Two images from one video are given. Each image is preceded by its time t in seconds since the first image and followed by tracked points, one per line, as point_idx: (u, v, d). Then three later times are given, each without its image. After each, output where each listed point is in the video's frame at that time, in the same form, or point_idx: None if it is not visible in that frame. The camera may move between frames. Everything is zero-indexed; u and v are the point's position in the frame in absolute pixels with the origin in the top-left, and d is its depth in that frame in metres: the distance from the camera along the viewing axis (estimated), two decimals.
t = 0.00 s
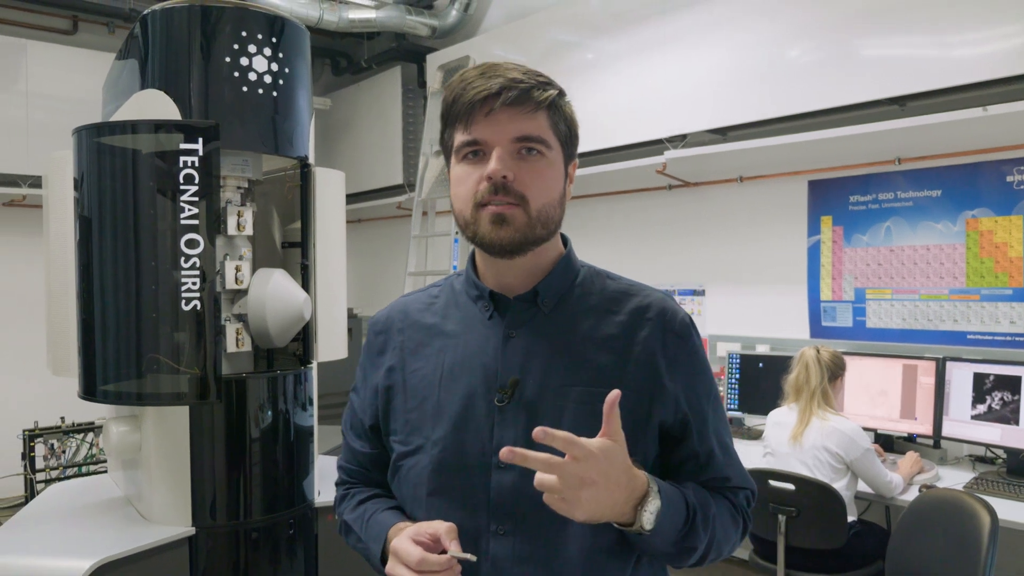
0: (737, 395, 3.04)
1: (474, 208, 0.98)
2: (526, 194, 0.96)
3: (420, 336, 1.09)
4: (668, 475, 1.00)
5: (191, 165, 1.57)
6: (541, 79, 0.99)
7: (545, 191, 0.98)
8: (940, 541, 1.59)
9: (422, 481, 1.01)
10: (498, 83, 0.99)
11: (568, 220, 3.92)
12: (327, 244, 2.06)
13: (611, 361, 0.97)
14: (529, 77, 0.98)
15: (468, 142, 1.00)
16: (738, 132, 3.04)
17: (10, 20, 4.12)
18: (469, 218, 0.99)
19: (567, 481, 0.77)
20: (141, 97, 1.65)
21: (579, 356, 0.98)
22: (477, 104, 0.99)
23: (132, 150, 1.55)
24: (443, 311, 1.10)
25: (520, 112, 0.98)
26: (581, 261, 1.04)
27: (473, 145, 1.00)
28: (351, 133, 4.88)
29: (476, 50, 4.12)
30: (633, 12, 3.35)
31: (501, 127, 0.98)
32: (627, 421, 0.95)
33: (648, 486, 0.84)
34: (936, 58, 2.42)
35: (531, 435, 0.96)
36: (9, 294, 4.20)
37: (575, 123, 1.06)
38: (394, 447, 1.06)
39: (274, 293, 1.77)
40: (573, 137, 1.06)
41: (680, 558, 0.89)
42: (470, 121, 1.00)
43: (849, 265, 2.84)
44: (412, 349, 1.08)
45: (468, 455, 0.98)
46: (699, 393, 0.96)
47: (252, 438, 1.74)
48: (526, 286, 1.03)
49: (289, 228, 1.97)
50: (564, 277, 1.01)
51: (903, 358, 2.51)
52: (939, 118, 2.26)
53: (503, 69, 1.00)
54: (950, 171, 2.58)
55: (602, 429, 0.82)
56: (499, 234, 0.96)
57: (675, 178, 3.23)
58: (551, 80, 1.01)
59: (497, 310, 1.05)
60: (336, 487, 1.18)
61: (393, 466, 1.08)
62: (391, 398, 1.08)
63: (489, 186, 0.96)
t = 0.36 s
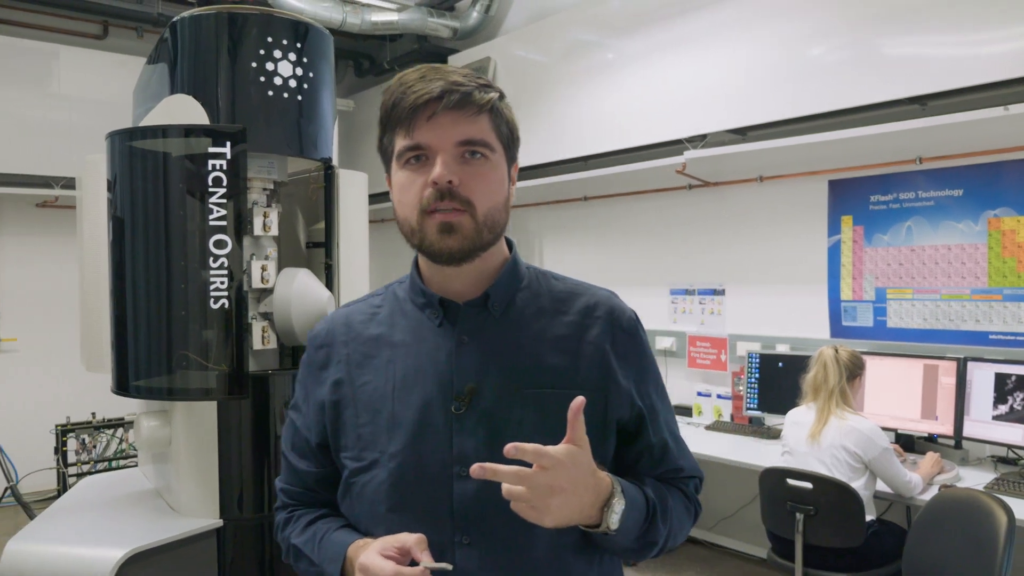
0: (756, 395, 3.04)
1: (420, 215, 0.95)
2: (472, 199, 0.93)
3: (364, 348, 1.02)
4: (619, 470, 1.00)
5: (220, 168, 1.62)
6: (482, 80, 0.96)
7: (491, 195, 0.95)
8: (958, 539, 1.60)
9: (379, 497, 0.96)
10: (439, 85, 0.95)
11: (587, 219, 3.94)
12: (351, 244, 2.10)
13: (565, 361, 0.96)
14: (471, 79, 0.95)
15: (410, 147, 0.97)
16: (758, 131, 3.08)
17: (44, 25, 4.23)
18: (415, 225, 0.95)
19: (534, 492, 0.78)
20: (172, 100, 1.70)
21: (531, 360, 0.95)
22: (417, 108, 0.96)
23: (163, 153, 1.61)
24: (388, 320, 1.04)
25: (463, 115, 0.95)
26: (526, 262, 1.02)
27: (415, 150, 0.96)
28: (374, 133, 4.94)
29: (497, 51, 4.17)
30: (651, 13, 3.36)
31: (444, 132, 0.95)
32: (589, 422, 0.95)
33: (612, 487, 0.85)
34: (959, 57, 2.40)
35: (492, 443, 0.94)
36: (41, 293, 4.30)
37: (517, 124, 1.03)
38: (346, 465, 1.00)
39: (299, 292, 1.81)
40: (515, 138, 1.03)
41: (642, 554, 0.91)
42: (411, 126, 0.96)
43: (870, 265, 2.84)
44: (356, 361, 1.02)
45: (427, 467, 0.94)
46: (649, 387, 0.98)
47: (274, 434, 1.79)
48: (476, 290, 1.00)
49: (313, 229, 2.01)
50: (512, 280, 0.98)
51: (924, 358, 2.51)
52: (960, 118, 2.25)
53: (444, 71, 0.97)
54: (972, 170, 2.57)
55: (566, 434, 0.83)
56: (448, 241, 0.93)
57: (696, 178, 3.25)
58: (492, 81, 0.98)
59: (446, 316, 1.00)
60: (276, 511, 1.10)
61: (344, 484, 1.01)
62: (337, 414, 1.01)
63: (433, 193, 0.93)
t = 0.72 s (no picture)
0: (789, 395, 3.04)
1: (363, 210, 0.91)
2: (418, 194, 0.90)
3: (305, 345, 0.96)
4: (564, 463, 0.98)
5: (258, 171, 1.68)
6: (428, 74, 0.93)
7: (438, 190, 0.92)
8: (989, 540, 1.58)
9: (321, 495, 0.90)
10: (385, 77, 0.91)
11: (619, 218, 3.96)
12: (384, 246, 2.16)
13: (509, 354, 0.92)
14: (418, 72, 0.92)
15: (352, 140, 0.92)
16: (792, 130, 3.04)
17: (91, 32, 4.36)
18: (357, 220, 0.91)
19: (486, 486, 0.78)
20: (210, 106, 1.73)
21: (475, 354, 0.92)
22: (361, 100, 0.91)
23: (204, 157, 1.67)
24: (329, 315, 0.98)
25: (409, 108, 0.92)
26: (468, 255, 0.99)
27: (358, 143, 0.92)
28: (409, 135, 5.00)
29: (530, 52, 4.20)
30: (684, 12, 3.36)
31: (389, 125, 0.91)
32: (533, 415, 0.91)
33: (561, 480, 0.85)
34: (1000, 52, 2.36)
35: (439, 438, 0.90)
36: (87, 293, 4.43)
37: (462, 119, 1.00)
38: (286, 465, 0.94)
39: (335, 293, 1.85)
40: (459, 133, 1.00)
41: (589, 545, 0.91)
42: (355, 118, 0.92)
43: (906, 265, 2.81)
44: (297, 359, 0.96)
45: (371, 463, 0.89)
46: (593, 377, 0.96)
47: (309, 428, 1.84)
48: (417, 285, 0.96)
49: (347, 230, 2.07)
50: (454, 274, 0.95)
51: (961, 359, 2.47)
52: (998, 115, 2.22)
53: (390, 63, 0.93)
54: (1011, 168, 2.53)
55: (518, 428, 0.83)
56: (393, 237, 0.89)
57: (728, 177, 3.25)
58: (438, 75, 0.95)
59: (390, 311, 0.95)
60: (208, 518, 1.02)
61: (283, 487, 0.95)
62: (277, 413, 0.95)
63: (378, 187, 0.89)
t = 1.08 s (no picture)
0: (830, 396, 3.02)
1: (355, 210, 0.92)
2: (411, 195, 0.91)
3: (295, 346, 0.97)
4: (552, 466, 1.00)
5: (299, 174, 1.74)
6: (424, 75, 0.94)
7: (431, 192, 0.93)
8: None
9: (312, 500, 0.91)
10: (380, 77, 0.93)
11: (658, 217, 3.96)
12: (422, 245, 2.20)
13: (499, 359, 0.94)
14: (414, 73, 0.93)
15: (346, 139, 0.93)
16: (833, 128, 3.01)
17: (142, 39, 4.51)
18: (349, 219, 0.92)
19: (497, 519, 0.77)
20: (256, 113, 1.77)
21: (466, 357, 0.94)
22: (356, 100, 0.92)
23: (248, 160, 1.71)
24: (318, 316, 0.99)
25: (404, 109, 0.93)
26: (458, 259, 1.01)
27: (351, 143, 0.93)
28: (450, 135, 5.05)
29: (569, 52, 4.21)
30: (722, 10, 3.34)
31: (383, 125, 0.92)
32: (523, 421, 0.93)
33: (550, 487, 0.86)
34: None
35: (428, 442, 0.91)
36: (138, 292, 4.57)
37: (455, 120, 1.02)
38: (275, 468, 0.94)
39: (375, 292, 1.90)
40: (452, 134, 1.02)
41: (585, 549, 0.93)
42: (348, 118, 0.93)
43: (950, 264, 2.76)
44: (285, 361, 0.96)
45: (362, 468, 0.90)
46: (581, 381, 0.98)
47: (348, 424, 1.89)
48: (408, 288, 0.98)
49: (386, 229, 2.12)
50: (444, 278, 0.97)
51: (1008, 359, 2.42)
52: None
53: (386, 63, 0.94)
54: None
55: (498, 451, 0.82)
56: (384, 238, 0.90)
57: (766, 176, 3.23)
58: (433, 76, 0.96)
59: (381, 314, 0.96)
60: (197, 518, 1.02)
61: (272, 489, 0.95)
62: (265, 415, 0.95)
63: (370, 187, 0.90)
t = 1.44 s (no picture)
0: (870, 396, 3.00)
1: (406, 221, 0.90)
2: (466, 212, 0.90)
3: (333, 346, 0.96)
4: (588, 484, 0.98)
5: (338, 177, 1.78)
6: (486, 81, 0.90)
7: (485, 205, 0.92)
8: None
9: (341, 507, 0.91)
10: (441, 84, 0.88)
11: (696, 217, 3.94)
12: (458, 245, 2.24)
13: (540, 375, 0.92)
14: (475, 80, 0.89)
15: (400, 145, 0.90)
16: (875, 125, 2.98)
17: (189, 45, 4.63)
18: (400, 230, 0.91)
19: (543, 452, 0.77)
20: (296, 117, 1.82)
21: (506, 372, 0.92)
22: (413, 106, 0.89)
23: (289, 163, 1.77)
24: (356, 317, 0.98)
25: (464, 118, 0.89)
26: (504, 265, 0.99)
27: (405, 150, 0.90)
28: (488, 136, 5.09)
29: (606, 52, 4.22)
30: (761, 8, 3.31)
31: (441, 136, 0.89)
32: (558, 437, 0.92)
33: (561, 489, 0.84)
34: None
35: (461, 456, 0.90)
36: (185, 291, 4.69)
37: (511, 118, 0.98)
38: (304, 471, 0.93)
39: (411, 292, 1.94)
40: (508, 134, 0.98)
41: (618, 567, 0.90)
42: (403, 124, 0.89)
43: (995, 263, 2.70)
44: (322, 361, 0.95)
45: (393, 477, 0.90)
46: (625, 401, 0.95)
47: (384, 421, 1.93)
48: (454, 296, 0.97)
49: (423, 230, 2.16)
50: (490, 287, 0.95)
51: None
52: None
53: (445, 66, 0.89)
54: None
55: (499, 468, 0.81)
56: (436, 255, 0.90)
57: (806, 174, 3.20)
58: (495, 79, 0.92)
59: (421, 320, 0.95)
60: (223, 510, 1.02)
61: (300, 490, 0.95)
62: (297, 415, 0.95)
63: (424, 202, 0.89)
